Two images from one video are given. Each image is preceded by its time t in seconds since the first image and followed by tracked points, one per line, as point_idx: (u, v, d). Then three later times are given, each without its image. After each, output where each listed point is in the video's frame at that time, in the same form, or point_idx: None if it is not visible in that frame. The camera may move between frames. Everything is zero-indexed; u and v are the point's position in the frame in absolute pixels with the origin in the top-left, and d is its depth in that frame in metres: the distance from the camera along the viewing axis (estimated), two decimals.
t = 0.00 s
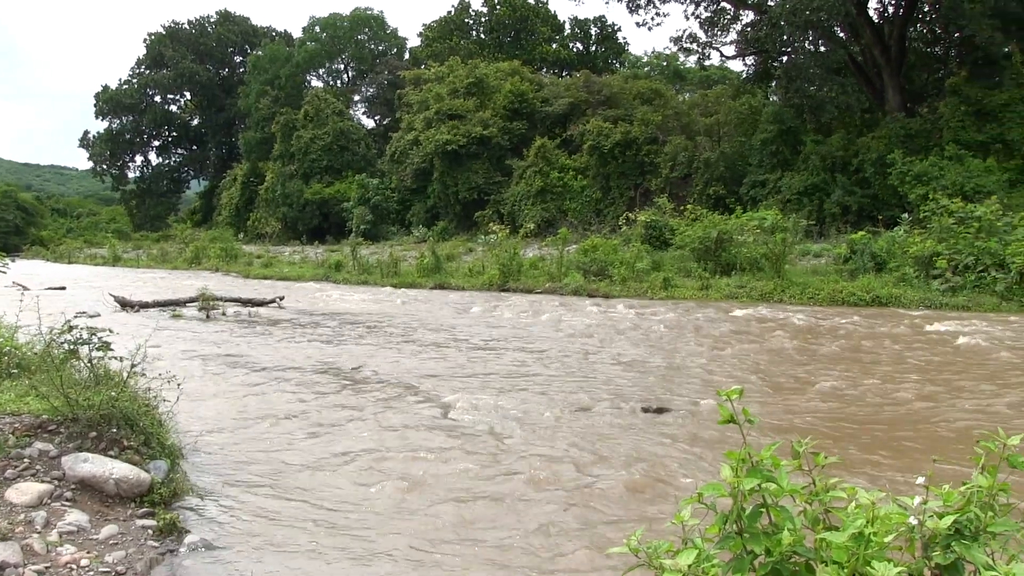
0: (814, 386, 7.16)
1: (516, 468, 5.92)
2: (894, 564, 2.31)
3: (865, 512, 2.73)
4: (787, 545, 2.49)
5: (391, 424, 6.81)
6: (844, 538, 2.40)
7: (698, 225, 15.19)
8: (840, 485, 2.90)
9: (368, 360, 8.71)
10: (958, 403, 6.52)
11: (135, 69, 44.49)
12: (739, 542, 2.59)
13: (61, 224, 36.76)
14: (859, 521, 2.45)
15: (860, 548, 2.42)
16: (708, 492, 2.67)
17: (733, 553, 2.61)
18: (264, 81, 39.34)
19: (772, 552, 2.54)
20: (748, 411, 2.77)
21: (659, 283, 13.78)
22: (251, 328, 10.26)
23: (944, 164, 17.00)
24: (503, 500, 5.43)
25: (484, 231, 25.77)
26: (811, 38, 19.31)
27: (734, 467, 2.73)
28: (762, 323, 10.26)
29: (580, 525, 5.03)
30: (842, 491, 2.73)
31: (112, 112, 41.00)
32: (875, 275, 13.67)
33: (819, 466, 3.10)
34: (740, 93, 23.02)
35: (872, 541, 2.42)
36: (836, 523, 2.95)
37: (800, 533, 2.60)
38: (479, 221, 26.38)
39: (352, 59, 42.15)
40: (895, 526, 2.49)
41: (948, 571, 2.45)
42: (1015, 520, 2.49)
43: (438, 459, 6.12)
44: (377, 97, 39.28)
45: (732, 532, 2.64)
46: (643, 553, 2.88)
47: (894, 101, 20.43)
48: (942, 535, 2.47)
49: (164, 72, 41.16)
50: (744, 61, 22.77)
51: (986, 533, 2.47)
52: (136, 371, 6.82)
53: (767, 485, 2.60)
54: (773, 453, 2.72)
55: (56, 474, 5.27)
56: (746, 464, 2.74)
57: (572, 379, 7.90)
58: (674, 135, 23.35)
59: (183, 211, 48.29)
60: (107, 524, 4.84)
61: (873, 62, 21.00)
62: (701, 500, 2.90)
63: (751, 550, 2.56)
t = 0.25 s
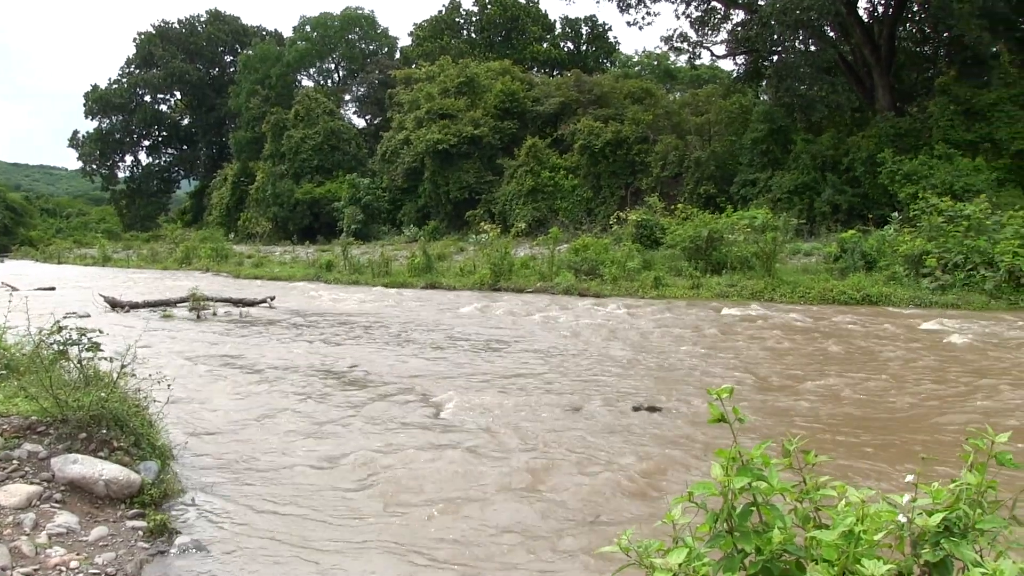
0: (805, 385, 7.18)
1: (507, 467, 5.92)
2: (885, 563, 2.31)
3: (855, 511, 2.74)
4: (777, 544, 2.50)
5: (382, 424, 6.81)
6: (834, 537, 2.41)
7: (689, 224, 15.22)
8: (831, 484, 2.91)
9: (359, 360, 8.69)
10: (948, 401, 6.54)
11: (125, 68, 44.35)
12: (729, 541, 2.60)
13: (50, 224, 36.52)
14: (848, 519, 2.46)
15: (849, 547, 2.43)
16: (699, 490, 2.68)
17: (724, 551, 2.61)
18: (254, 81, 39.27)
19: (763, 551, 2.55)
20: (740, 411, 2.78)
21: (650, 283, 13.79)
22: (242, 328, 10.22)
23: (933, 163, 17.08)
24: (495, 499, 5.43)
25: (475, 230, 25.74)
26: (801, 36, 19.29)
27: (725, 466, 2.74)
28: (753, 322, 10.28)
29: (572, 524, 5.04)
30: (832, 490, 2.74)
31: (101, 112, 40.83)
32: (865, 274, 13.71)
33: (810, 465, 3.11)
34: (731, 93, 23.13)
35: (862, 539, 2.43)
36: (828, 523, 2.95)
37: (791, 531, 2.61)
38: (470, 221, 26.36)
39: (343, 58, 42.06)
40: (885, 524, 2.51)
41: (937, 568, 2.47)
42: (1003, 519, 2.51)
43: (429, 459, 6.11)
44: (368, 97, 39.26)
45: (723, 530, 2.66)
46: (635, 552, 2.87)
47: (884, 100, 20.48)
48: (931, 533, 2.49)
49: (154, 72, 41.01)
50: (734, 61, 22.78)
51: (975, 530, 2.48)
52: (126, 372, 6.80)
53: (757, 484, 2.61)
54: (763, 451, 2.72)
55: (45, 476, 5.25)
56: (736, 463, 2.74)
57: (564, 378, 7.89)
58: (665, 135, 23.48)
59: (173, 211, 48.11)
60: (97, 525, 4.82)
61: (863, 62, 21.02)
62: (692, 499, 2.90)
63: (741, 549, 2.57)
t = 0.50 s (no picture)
0: (792, 383, 7.20)
1: (496, 467, 5.92)
2: (871, 560, 2.33)
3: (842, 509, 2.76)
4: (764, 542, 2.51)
5: (371, 423, 6.81)
6: (821, 534, 2.42)
7: (677, 223, 15.27)
8: (819, 481, 2.93)
9: (348, 360, 8.68)
10: (934, 399, 6.59)
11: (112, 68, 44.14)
12: (717, 539, 2.62)
13: (36, 224, 36.25)
14: (835, 517, 2.47)
15: (837, 545, 2.44)
16: (687, 490, 2.69)
17: (712, 550, 2.62)
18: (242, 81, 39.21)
19: (751, 549, 2.57)
20: (727, 409, 2.79)
21: (639, 282, 13.81)
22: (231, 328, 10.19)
23: (920, 163, 17.25)
24: (484, 499, 5.44)
25: (464, 230, 25.73)
26: (789, 36, 19.23)
27: (713, 465, 2.74)
28: (741, 321, 10.31)
29: (562, 523, 5.04)
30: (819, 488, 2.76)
31: (87, 111, 40.59)
32: (853, 272, 13.78)
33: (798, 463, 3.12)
34: (719, 93, 23.32)
35: (850, 537, 2.43)
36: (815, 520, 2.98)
37: (778, 529, 2.63)
38: (459, 220, 26.35)
39: (331, 57, 42.01)
40: (872, 521, 2.52)
41: (924, 566, 2.49)
42: (989, 515, 2.53)
43: (418, 458, 6.11)
44: (356, 97, 39.25)
45: (711, 529, 2.67)
46: (623, 551, 2.87)
47: (871, 99, 20.52)
48: (917, 530, 2.50)
49: (141, 71, 40.83)
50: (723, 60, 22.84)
51: (960, 527, 2.50)
52: (113, 373, 6.78)
53: (745, 483, 2.62)
54: (751, 450, 2.73)
55: (31, 478, 5.22)
56: (724, 461, 2.75)
57: (552, 377, 7.90)
58: (653, 134, 23.61)
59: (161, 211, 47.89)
60: (84, 528, 4.79)
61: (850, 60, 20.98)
62: (680, 497, 2.91)
63: (729, 547, 2.59)
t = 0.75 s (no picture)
0: (782, 381, 7.22)
1: (488, 466, 5.92)
2: (860, 558, 2.33)
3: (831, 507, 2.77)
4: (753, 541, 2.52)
5: (362, 423, 6.80)
6: (810, 533, 2.42)
7: (668, 223, 15.29)
8: (808, 480, 2.93)
9: (339, 360, 8.66)
10: (923, 397, 6.62)
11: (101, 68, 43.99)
12: (707, 539, 2.63)
13: (25, 225, 36.03)
14: (825, 515, 2.46)
15: (826, 543, 2.44)
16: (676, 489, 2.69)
17: (702, 549, 2.63)
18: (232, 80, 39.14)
19: (740, 548, 2.58)
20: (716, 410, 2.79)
21: (629, 281, 13.82)
22: (222, 329, 10.16)
23: (910, 162, 17.39)
24: (475, 498, 5.44)
25: (454, 230, 25.75)
26: (778, 36, 19.39)
27: (702, 464, 2.75)
28: (732, 320, 10.32)
29: (555, 522, 5.05)
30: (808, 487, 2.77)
31: (76, 111, 40.41)
32: (843, 271, 13.82)
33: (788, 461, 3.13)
34: (709, 92, 23.24)
35: (839, 535, 2.44)
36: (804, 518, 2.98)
37: (769, 528, 2.63)
38: (449, 220, 26.34)
39: (321, 57, 42.00)
40: (862, 520, 2.53)
41: (913, 564, 2.51)
42: (976, 512, 2.55)
43: (410, 458, 6.11)
44: (347, 96, 39.23)
45: (701, 528, 2.68)
46: (612, 551, 2.86)
47: (860, 99, 20.59)
48: (906, 528, 2.52)
49: (130, 71, 40.69)
50: (713, 60, 22.90)
51: (948, 525, 2.52)
52: (102, 373, 6.75)
53: (735, 482, 2.62)
54: (741, 449, 2.74)
55: (19, 480, 5.19)
56: (714, 461, 2.75)
57: (543, 377, 7.90)
58: (643, 134, 23.68)
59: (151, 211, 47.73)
60: (73, 529, 4.77)
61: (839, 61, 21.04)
62: (670, 496, 2.92)
63: (719, 546, 2.60)
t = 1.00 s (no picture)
0: (771, 380, 7.24)
1: (480, 465, 5.92)
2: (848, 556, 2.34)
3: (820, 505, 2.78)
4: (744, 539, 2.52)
5: (353, 423, 6.78)
6: (800, 530, 2.42)
7: (658, 222, 15.33)
8: (798, 478, 2.94)
9: (329, 360, 8.63)
10: (913, 395, 6.65)
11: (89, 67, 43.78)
12: (697, 537, 2.63)
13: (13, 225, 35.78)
14: (815, 513, 2.47)
15: (816, 540, 2.45)
16: (667, 488, 2.69)
17: (692, 547, 2.64)
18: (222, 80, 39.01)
19: (730, 546, 2.58)
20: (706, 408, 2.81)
21: (620, 280, 13.83)
22: (212, 329, 10.13)
23: (899, 160, 17.50)
24: (466, 498, 5.44)
25: (445, 229, 25.72)
26: (768, 36, 19.57)
27: (693, 463, 2.76)
28: (722, 318, 10.34)
29: (547, 521, 5.06)
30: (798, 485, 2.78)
31: (65, 111, 40.18)
32: (833, 270, 13.86)
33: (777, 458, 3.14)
34: (699, 91, 23.43)
35: (828, 532, 2.44)
36: (793, 516, 3.00)
37: (759, 526, 2.64)
38: (440, 219, 26.31)
39: (311, 56, 42.02)
40: (851, 517, 2.54)
41: (902, 561, 2.52)
42: (965, 509, 2.57)
43: (402, 457, 6.11)
44: (337, 96, 39.17)
45: (691, 527, 2.69)
46: (603, 549, 2.86)
47: (850, 98, 20.70)
48: (895, 525, 2.55)
49: (120, 70, 40.51)
50: (704, 59, 22.94)
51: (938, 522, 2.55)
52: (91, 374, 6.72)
53: (725, 480, 2.63)
54: (730, 447, 2.75)
55: (7, 482, 5.16)
56: (704, 459, 2.76)
57: (534, 376, 7.90)
58: (634, 133, 23.73)
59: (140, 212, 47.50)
60: (61, 531, 4.74)
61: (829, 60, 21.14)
62: (660, 495, 2.92)
63: (710, 545, 2.61)
